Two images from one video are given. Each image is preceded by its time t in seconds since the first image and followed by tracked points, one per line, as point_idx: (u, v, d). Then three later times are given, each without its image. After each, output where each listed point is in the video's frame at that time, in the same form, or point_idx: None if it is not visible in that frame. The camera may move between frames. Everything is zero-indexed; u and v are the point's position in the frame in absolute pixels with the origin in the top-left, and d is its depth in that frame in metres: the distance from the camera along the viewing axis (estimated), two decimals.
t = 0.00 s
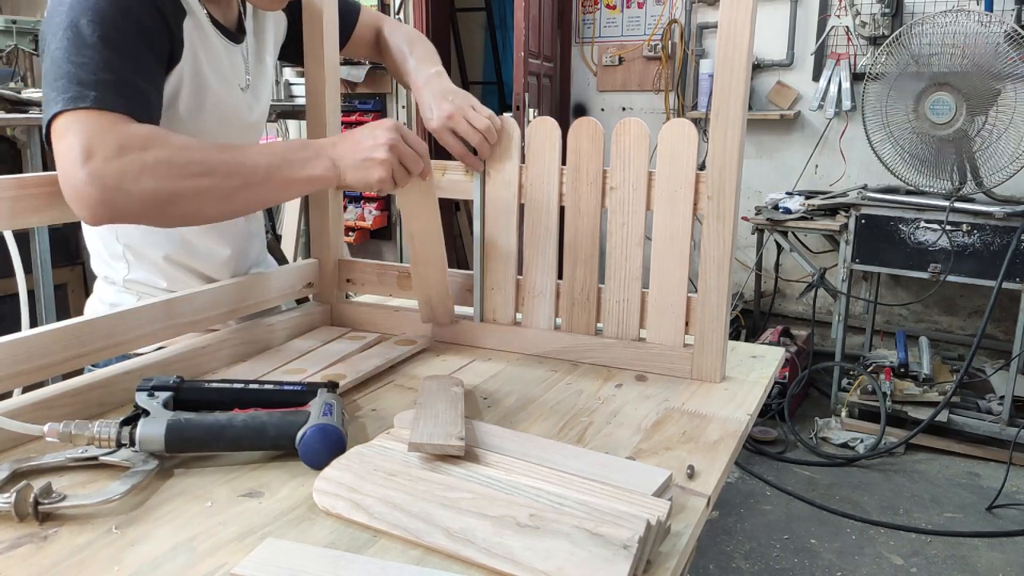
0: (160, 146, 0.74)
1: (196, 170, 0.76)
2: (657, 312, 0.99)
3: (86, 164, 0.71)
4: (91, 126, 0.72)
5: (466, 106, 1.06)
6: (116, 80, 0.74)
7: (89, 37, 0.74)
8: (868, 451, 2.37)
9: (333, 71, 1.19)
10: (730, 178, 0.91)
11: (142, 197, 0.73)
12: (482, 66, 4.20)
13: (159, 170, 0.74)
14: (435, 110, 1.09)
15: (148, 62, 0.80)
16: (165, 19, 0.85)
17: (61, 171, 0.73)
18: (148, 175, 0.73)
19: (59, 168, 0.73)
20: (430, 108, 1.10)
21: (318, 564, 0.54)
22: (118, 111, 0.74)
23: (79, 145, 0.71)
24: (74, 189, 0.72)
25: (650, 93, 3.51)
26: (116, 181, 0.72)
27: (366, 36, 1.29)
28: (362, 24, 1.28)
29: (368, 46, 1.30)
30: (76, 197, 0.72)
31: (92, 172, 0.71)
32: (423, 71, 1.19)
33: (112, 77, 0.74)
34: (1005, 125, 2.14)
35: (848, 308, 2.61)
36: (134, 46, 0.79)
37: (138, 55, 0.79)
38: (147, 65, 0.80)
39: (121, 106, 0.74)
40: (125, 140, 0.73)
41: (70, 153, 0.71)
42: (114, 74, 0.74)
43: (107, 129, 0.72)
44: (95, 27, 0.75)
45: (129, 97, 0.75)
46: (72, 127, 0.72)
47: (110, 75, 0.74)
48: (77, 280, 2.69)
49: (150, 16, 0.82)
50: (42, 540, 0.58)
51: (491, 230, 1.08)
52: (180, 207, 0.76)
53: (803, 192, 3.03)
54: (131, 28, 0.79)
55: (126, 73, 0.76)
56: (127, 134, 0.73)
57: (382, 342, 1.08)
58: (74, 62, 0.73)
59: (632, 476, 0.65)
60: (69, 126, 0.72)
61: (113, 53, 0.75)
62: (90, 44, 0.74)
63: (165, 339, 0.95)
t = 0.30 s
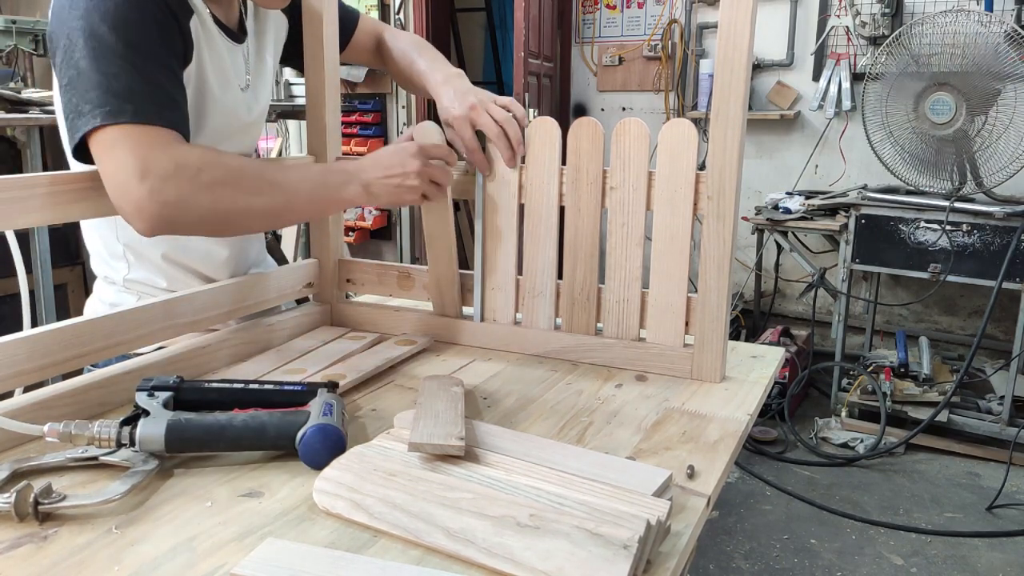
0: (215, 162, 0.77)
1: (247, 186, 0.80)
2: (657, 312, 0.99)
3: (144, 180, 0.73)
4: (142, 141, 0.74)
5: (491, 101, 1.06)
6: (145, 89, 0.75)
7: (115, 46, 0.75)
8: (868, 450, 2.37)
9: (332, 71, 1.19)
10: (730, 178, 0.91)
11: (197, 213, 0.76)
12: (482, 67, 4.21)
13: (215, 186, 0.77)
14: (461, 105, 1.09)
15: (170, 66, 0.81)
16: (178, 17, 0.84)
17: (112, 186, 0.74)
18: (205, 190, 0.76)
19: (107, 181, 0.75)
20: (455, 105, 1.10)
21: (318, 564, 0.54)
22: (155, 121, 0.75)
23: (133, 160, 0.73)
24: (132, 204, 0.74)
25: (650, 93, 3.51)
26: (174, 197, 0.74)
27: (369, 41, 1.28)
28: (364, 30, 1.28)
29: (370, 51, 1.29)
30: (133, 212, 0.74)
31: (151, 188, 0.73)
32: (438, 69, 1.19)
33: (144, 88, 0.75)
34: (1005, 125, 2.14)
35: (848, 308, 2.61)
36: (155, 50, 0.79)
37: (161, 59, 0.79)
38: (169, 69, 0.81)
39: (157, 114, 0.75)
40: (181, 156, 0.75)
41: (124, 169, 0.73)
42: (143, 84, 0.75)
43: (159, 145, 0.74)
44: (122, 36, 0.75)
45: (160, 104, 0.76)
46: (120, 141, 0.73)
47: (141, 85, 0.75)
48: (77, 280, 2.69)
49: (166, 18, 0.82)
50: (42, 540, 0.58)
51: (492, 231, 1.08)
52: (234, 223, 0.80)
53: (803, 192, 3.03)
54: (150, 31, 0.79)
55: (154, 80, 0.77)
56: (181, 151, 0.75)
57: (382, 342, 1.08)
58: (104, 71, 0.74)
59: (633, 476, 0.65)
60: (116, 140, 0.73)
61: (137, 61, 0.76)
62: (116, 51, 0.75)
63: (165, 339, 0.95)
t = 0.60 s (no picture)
0: (173, 259, 0.78)
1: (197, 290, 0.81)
2: (657, 312, 0.99)
3: (102, 252, 0.72)
4: (115, 208, 0.72)
5: (459, 132, 1.07)
6: (136, 137, 0.72)
7: (119, 86, 0.71)
8: (868, 451, 2.37)
9: (333, 72, 1.19)
10: (731, 178, 0.91)
11: (138, 296, 0.77)
12: (482, 67, 4.21)
13: (163, 278, 0.78)
14: (430, 140, 1.11)
15: (179, 115, 0.78)
16: (201, 61, 0.80)
17: (65, 224, 0.73)
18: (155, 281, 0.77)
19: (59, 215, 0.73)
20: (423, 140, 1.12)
21: (318, 564, 0.54)
22: (136, 182, 0.72)
23: (100, 227, 0.72)
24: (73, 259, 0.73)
25: (650, 93, 3.51)
26: (117, 277, 0.75)
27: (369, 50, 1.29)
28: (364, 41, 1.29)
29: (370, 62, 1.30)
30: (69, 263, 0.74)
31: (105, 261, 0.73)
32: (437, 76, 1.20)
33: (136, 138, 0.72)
34: (1005, 125, 2.14)
35: (848, 308, 2.61)
36: (167, 97, 0.76)
37: (169, 106, 0.76)
38: (177, 119, 0.78)
39: (140, 174, 0.72)
40: (144, 240, 0.75)
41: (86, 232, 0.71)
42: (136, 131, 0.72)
43: (128, 220, 0.73)
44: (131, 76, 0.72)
45: (146, 161, 0.73)
46: (89, 192, 0.71)
47: (133, 133, 0.72)
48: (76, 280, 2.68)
49: (189, 64, 0.78)
50: (42, 540, 0.58)
51: (493, 231, 1.08)
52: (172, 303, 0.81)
53: (803, 192, 3.03)
54: (166, 76, 0.75)
55: (153, 128, 0.74)
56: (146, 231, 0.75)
57: (383, 344, 1.08)
58: (96, 112, 0.70)
59: (633, 476, 0.65)
60: (86, 191, 0.71)
61: (140, 106, 0.73)
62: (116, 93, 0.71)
63: (165, 339, 0.95)
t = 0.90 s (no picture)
0: (179, 255, 0.78)
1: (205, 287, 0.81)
2: (657, 312, 0.99)
3: (106, 250, 0.73)
4: (116, 205, 0.72)
5: (459, 132, 1.07)
6: (121, 134, 0.72)
7: (100, 83, 0.71)
8: (868, 451, 2.37)
9: (333, 72, 1.19)
10: (731, 178, 0.91)
11: (146, 295, 0.78)
12: (482, 67, 4.21)
13: (170, 273, 0.78)
14: (430, 140, 1.11)
15: (164, 110, 0.77)
16: (184, 56, 0.80)
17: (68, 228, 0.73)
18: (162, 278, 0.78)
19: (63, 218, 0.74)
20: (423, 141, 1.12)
21: (318, 564, 0.54)
22: (122, 178, 0.72)
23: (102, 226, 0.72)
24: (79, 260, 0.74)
25: (650, 93, 3.52)
26: (124, 275, 0.75)
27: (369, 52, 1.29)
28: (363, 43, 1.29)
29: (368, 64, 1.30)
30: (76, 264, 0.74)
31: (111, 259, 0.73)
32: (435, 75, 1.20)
33: (122, 135, 0.72)
34: (1005, 125, 2.14)
35: (848, 308, 2.61)
36: (149, 92, 0.75)
37: (153, 102, 0.76)
38: (162, 114, 0.77)
39: (125, 170, 0.72)
40: (149, 237, 0.75)
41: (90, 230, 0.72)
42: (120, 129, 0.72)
43: (131, 217, 0.74)
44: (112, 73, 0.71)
45: (133, 157, 0.72)
46: (90, 192, 0.72)
47: (119, 131, 0.72)
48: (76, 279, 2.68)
49: (171, 57, 0.78)
50: (43, 540, 0.58)
51: (493, 231, 1.09)
52: (181, 300, 0.81)
53: (803, 192, 3.03)
54: (148, 73, 0.75)
55: (138, 125, 0.73)
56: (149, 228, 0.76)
57: (383, 345, 1.08)
58: (79, 110, 0.70)
59: (634, 476, 0.65)
60: (85, 190, 0.71)
61: (124, 104, 0.72)
62: (99, 90, 0.71)
63: (165, 339, 0.95)
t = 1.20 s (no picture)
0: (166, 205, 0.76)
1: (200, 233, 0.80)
2: (657, 313, 0.99)
3: (91, 219, 0.72)
4: (96, 172, 0.72)
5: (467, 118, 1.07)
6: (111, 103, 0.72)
7: (88, 50, 0.71)
8: (868, 451, 2.37)
9: (333, 72, 1.19)
10: (731, 178, 0.91)
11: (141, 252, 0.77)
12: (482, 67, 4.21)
13: (163, 227, 0.77)
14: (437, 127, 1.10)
15: (157, 86, 0.78)
16: (176, 30, 0.81)
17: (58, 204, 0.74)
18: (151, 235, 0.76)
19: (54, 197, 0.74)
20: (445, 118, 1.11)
21: (318, 564, 0.54)
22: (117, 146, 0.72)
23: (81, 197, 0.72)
24: (74, 237, 0.74)
25: (650, 93, 3.51)
26: (118, 241, 0.75)
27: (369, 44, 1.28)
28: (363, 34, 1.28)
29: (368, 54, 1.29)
30: (72, 243, 0.75)
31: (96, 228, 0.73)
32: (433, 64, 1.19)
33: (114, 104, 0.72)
34: (1005, 125, 2.14)
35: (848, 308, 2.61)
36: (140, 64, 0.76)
37: (146, 76, 0.76)
38: (155, 89, 0.78)
39: (121, 139, 0.72)
40: (134, 195, 0.74)
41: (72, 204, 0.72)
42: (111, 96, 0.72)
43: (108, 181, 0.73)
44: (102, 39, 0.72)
45: (126, 125, 0.73)
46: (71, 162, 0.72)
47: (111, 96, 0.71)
48: (76, 279, 2.68)
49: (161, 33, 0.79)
50: (43, 540, 0.58)
51: (493, 231, 1.08)
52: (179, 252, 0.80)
53: (803, 192, 3.03)
54: (138, 43, 0.75)
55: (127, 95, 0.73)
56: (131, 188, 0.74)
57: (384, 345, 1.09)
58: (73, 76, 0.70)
59: (634, 476, 0.65)
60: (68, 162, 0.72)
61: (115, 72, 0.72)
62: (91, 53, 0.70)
63: (165, 339, 0.95)
